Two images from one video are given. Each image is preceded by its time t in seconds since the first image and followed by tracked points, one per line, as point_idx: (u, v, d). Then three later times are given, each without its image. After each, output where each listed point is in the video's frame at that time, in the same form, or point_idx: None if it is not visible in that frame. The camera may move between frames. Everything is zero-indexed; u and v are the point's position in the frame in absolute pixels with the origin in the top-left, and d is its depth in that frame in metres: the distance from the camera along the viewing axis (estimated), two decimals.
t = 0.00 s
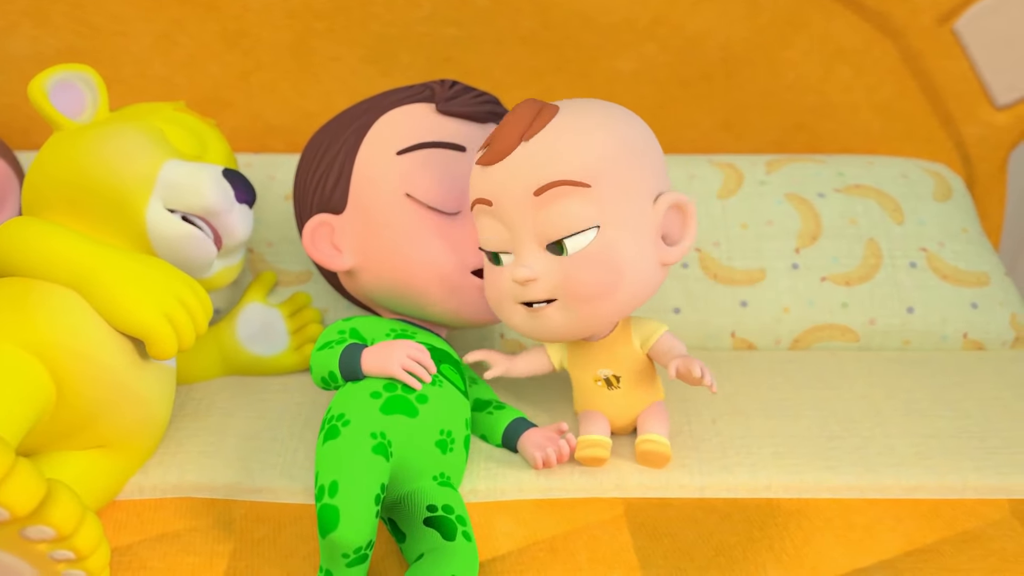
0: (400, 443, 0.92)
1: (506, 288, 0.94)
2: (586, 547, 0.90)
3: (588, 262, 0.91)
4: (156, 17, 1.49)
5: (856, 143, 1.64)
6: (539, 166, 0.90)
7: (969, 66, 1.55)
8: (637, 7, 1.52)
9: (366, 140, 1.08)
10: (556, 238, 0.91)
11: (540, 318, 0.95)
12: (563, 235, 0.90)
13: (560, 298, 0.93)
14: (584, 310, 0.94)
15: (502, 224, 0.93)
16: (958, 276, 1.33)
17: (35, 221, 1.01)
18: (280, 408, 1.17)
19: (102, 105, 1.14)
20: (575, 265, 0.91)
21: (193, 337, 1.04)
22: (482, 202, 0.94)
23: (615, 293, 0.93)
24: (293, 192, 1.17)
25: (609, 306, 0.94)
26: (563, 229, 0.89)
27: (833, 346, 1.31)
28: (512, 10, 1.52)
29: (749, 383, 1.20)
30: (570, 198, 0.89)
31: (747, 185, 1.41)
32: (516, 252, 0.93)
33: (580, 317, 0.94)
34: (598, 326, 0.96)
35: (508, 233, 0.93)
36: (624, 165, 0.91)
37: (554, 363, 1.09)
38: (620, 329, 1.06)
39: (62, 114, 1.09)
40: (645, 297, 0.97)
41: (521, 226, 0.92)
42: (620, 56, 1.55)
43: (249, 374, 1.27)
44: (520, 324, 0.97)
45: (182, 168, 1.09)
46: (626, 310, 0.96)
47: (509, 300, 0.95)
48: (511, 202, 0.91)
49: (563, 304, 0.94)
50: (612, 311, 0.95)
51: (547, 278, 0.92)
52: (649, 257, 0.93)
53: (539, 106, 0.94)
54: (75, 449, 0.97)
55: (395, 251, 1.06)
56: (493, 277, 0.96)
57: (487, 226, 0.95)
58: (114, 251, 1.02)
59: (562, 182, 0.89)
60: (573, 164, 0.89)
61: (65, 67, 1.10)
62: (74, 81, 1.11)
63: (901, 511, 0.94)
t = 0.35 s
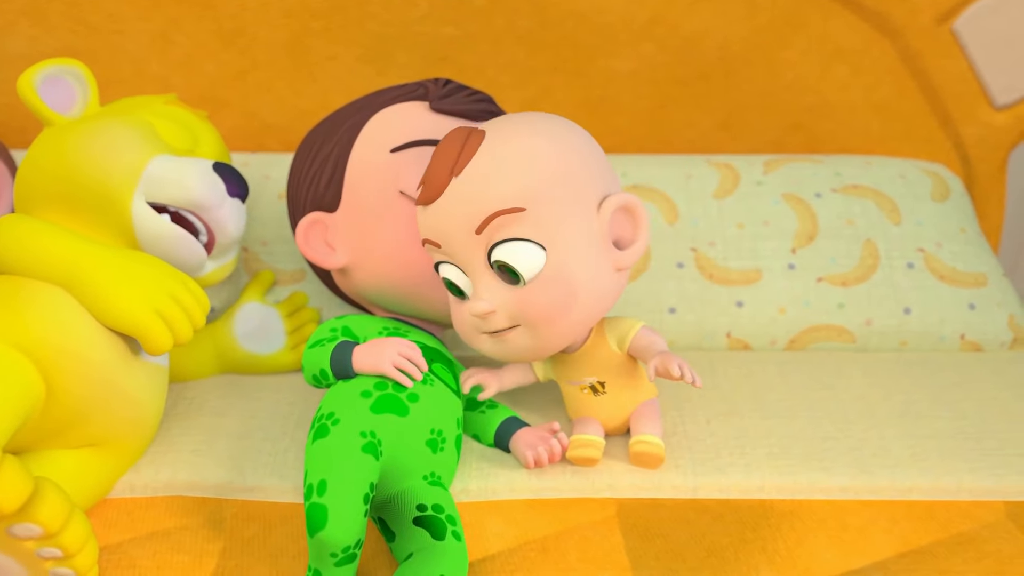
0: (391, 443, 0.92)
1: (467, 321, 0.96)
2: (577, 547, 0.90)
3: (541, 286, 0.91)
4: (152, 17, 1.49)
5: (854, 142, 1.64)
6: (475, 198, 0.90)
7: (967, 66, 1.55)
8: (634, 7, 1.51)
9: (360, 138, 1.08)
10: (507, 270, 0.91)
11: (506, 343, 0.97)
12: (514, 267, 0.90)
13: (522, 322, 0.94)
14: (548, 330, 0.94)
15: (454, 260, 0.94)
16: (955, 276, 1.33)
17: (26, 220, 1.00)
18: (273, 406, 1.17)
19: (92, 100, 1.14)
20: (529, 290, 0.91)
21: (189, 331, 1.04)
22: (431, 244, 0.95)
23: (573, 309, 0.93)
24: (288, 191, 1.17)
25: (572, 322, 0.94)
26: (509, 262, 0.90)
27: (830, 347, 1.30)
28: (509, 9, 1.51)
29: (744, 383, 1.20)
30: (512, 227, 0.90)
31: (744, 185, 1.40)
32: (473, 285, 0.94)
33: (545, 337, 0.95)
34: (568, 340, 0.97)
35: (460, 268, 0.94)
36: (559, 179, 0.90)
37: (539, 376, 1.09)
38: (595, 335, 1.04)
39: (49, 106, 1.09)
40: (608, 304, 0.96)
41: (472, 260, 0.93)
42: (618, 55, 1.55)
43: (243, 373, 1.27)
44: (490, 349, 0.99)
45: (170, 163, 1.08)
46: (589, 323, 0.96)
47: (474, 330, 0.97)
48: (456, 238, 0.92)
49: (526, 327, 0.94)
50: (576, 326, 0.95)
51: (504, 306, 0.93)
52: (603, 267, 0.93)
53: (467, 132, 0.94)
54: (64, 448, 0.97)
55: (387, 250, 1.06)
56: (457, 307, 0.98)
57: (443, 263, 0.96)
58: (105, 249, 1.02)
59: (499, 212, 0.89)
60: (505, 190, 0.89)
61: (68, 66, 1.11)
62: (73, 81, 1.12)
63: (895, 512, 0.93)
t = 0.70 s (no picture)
0: (383, 442, 0.92)
1: (476, 303, 0.95)
2: (570, 549, 0.89)
3: (550, 268, 0.90)
4: (153, 18, 1.50)
5: (853, 145, 1.64)
6: (494, 172, 0.91)
7: (969, 67, 1.57)
8: (632, 7, 1.53)
9: (352, 135, 1.08)
10: (517, 248, 0.91)
11: (513, 329, 0.96)
12: (526, 244, 0.90)
13: (530, 308, 0.93)
14: (555, 318, 0.94)
15: (467, 237, 0.94)
16: (956, 279, 1.32)
17: (19, 217, 1.00)
18: (268, 406, 1.17)
19: (91, 100, 1.15)
20: (538, 271, 0.91)
21: (182, 331, 1.04)
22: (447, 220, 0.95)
23: (581, 295, 0.92)
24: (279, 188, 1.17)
25: (578, 311, 0.94)
26: (521, 237, 0.90)
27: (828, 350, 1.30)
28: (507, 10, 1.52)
29: (742, 385, 1.19)
30: (528, 205, 0.90)
31: (743, 186, 1.39)
32: (484, 265, 0.94)
33: (552, 323, 0.94)
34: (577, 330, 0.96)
35: (473, 245, 0.94)
36: (574, 163, 0.91)
37: (541, 370, 1.08)
38: (602, 329, 1.04)
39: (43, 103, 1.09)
40: (617, 296, 0.96)
41: (485, 238, 0.92)
42: (616, 55, 1.56)
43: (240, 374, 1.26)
44: (497, 336, 0.98)
45: (166, 163, 1.09)
46: (596, 314, 0.96)
47: (483, 314, 0.96)
48: (471, 212, 0.92)
49: (534, 312, 0.94)
50: (583, 314, 0.94)
51: (513, 288, 0.92)
52: (615, 257, 0.92)
53: (492, 113, 0.95)
54: (56, 446, 0.97)
55: (380, 247, 1.06)
56: (466, 290, 0.97)
57: (457, 241, 0.96)
58: (100, 247, 1.02)
59: (514, 186, 0.89)
60: (523, 167, 0.90)
61: (74, 66, 1.12)
62: (75, 83, 1.12)
63: (892, 516, 0.92)
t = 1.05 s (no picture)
0: (379, 441, 0.91)
1: (505, 269, 0.98)
2: (567, 551, 0.88)
3: (579, 244, 0.92)
4: (155, 18, 1.50)
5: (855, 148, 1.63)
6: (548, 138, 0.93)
7: (974, 70, 1.56)
8: (634, 8, 1.53)
9: (337, 125, 1.07)
10: (550, 213, 0.93)
11: (537, 305, 0.97)
12: (560, 213, 0.92)
13: (554, 284, 0.95)
14: (576, 298, 0.95)
15: (508, 200, 0.97)
16: (958, 282, 1.31)
17: (19, 215, 1.00)
18: (265, 407, 1.17)
19: (98, 101, 1.14)
20: (566, 245, 0.92)
21: (176, 333, 1.04)
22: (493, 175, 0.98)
23: (605, 280, 0.93)
24: (262, 178, 1.15)
25: (601, 295, 0.95)
26: (556, 202, 0.92)
27: (829, 354, 1.29)
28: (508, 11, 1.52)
29: (742, 388, 1.18)
30: (568, 177, 0.92)
31: (745, 188, 1.38)
32: (518, 233, 0.96)
33: (572, 304, 0.96)
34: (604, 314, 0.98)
35: (512, 209, 0.97)
36: (627, 147, 0.92)
37: (553, 352, 1.10)
38: (621, 322, 1.07)
39: (50, 107, 1.09)
40: (642, 290, 0.96)
41: (522, 204, 0.95)
42: (618, 57, 1.56)
43: (236, 374, 1.27)
44: (519, 309, 1.00)
45: (171, 166, 1.09)
46: (618, 303, 0.96)
47: (510, 283, 0.98)
48: (516, 173, 0.94)
49: (557, 291, 0.96)
50: (605, 299, 0.95)
51: (541, 259, 0.94)
52: (645, 248, 0.93)
53: (558, 90, 0.97)
54: (53, 445, 0.97)
55: (366, 242, 1.05)
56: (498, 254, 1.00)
57: (500, 203, 0.99)
58: (100, 248, 1.02)
59: (558, 153, 0.91)
60: (575, 140, 0.92)
61: (80, 70, 1.12)
62: (81, 87, 1.12)
63: (891, 520, 0.91)
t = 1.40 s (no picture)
0: (377, 442, 0.91)
1: (534, 253, 0.98)
2: (567, 554, 0.87)
3: (609, 235, 0.92)
4: (160, 19, 1.51)
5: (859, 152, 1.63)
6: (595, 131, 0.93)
7: (980, 73, 1.56)
8: (638, 10, 1.53)
9: (323, 119, 1.04)
10: (584, 203, 0.93)
11: (558, 290, 0.97)
12: (594, 202, 0.92)
13: (578, 273, 0.95)
14: (598, 290, 0.94)
15: (548, 186, 0.98)
16: (963, 286, 1.30)
17: (20, 214, 1.00)
18: (265, 409, 1.17)
19: (102, 100, 1.14)
20: (596, 235, 0.93)
21: (174, 335, 1.04)
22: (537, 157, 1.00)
23: (631, 275, 0.92)
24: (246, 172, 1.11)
25: (624, 292, 0.94)
26: (593, 194, 0.92)
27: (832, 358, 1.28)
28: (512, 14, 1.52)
29: (744, 392, 1.18)
30: (606, 169, 0.92)
31: (749, 191, 1.38)
32: (552, 220, 0.97)
33: (595, 295, 0.95)
34: (628, 309, 0.97)
35: (550, 195, 0.98)
36: (671, 146, 0.91)
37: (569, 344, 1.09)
38: (640, 324, 1.05)
39: (56, 108, 1.09)
40: (663, 294, 0.95)
41: (560, 190, 0.96)
42: (622, 60, 1.56)
43: (236, 374, 1.27)
44: (542, 293, 1.00)
45: (175, 168, 1.10)
46: (634, 303, 0.96)
47: (537, 267, 0.99)
48: (558, 158, 0.96)
49: (579, 278, 0.95)
50: (629, 294, 0.94)
51: (570, 247, 0.95)
52: (673, 251, 0.92)
53: (611, 84, 0.97)
54: (54, 444, 0.97)
55: (356, 241, 1.02)
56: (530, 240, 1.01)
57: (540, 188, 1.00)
58: (101, 249, 1.03)
59: (602, 146, 0.92)
60: (620, 134, 0.92)
61: (87, 73, 1.12)
62: (88, 89, 1.13)
63: (892, 526, 0.90)
